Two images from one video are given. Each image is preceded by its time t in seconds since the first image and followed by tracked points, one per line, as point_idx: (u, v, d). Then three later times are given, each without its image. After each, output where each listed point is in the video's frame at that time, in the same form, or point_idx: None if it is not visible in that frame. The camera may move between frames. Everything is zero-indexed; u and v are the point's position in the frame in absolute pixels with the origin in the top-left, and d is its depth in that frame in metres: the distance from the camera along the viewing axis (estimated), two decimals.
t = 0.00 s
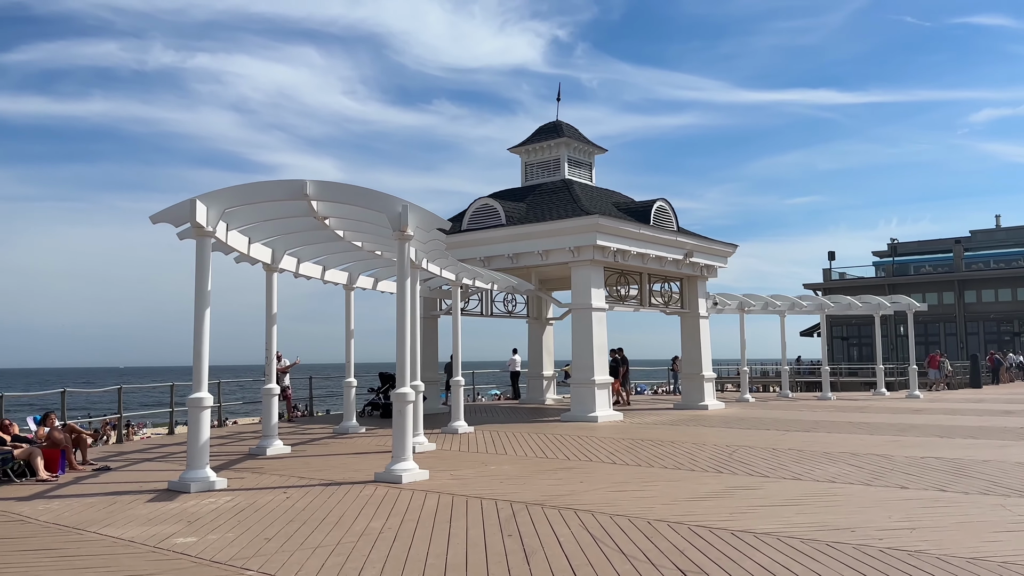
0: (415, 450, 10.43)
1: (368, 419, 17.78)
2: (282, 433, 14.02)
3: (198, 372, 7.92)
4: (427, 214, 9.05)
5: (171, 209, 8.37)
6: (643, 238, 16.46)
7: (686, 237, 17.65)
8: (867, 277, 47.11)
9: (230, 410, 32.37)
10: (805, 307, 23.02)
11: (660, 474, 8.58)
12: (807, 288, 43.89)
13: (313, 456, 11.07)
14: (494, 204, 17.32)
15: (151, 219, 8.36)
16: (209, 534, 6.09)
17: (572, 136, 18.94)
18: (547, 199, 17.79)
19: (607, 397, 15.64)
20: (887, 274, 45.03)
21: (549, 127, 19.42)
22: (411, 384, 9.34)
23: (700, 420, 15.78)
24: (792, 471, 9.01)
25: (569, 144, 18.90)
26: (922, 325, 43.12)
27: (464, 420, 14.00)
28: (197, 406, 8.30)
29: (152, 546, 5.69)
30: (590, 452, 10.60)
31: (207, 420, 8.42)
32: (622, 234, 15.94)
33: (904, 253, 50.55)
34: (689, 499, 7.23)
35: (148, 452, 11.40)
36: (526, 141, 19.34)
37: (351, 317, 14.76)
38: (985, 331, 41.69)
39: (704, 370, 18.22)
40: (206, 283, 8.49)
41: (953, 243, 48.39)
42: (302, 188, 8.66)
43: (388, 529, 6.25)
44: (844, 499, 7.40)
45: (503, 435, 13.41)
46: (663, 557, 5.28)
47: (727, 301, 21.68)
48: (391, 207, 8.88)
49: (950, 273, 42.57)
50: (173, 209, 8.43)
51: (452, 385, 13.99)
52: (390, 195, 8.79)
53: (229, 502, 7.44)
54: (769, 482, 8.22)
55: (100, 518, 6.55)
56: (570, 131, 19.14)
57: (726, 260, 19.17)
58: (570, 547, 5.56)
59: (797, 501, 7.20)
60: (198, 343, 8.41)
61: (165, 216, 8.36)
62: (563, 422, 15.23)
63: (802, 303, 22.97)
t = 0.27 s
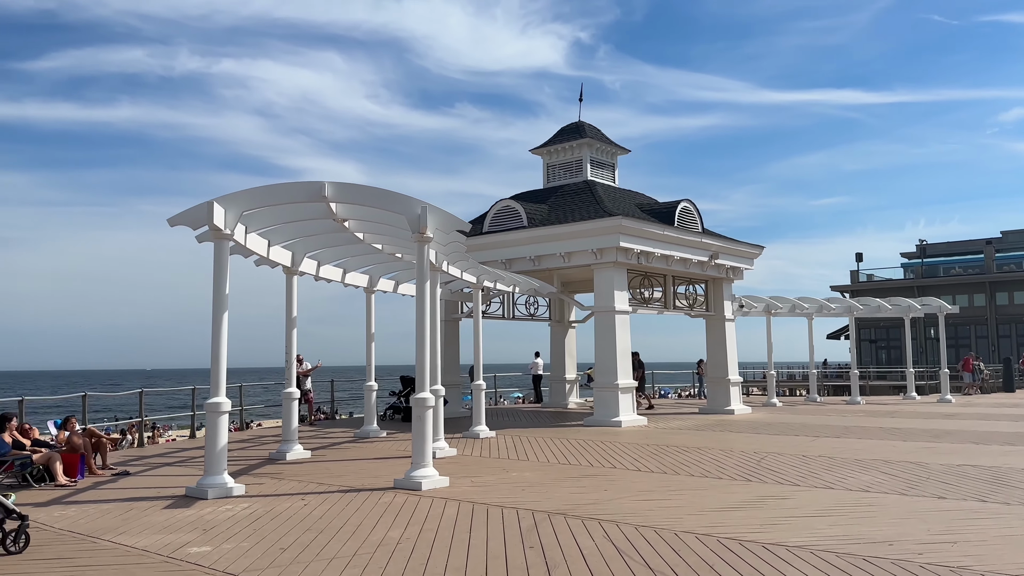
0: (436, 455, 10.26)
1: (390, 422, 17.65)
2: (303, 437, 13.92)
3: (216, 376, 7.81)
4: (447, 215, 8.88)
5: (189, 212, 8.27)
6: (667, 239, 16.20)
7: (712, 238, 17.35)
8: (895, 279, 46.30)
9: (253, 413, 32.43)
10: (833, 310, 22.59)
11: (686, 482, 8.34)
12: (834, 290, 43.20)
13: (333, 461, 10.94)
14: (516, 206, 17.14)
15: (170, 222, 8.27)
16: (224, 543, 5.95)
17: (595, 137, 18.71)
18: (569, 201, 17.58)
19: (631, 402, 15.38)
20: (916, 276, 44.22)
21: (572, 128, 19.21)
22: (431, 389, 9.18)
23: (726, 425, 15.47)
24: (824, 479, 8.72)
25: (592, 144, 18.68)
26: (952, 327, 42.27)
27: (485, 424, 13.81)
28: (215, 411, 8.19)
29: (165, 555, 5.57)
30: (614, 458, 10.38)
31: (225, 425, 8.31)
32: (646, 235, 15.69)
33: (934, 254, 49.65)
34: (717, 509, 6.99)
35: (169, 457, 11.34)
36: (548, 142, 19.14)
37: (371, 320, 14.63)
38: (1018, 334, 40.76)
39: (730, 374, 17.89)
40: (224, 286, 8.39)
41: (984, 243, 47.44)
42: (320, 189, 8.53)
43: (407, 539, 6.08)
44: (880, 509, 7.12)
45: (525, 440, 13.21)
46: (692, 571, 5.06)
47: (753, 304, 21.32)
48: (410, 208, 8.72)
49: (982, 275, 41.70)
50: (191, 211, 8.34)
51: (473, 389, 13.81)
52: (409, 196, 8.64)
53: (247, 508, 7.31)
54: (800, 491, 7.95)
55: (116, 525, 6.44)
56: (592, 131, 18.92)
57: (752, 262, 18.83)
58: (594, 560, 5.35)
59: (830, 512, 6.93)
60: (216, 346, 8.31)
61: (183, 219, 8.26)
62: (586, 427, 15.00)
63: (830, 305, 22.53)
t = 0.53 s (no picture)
0: (465, 460, 10.08)
1: (418, 426, 17.52)
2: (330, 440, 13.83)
3: (242, 379, 7.70)
4: (475, 214, 8.69)
5: (215, 213, 8.18)
6: (699, 239, 15.88)
7: (745, 239, 16.98)
8: (933, 280, 45.27)
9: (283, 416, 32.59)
10: (871, 312, 22.05)
11: (723, 489, 8.07)
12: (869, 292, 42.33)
13: (361, 465, 10.81)
14: (545, 207, 16.93)
15: (196, 223, 8.19)
16: (248, 550, 5.81)
17: (625, 137, 18.45)
18: (599, 201, 17.33)
19: (663, 406, 15.08)
20: (954, 277, 43.19)
21: (601, 128, 18.97)
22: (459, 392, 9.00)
23: (762, 429, 15.11)
24: (867, 486, 8.39)
25: (622, 144, 18.42)
26: (993, 329, 41.19)
27: (515, 428, 13.61)
28: (241, 414, 8.08)
29: (188, 562, 5.44)
30: (647, 464, 10.12)
31: (252, 429, 8.21)
32: (678, 235, 15.39)
33: (972, 255, 48.49)
34: (756, 518, 6.71)
35: (198, 460, 11.30)
36: (577, 142, 18.93)
37: (399, 323, 14.50)
38: None
39: (764, 377, 17.50)
40: (250, 287, 8.29)
41: None
42: (347, 189, 8.40)
43: (435, 547, 5.89)
44: (929, 519, 6.80)
45: (555, 445, 12.99)
46: None
47: (788, 305, 20.88)
48: (438, 208, 8.55)
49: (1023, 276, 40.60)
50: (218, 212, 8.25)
51: (502, 392, 13.62)
52: (437, 196, 8.47)
53: (273, 514, 7.19)
54: (843, 499, 7.64)
55: (141, 530, 6.34)
56: (622, 131, 18.66)
57: (787, 262, 18.42)
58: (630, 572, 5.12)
59: (876, 521, 6.63)
60: (242, 349, 8.22)
61: (210, 219, 8.17)
62: (617, 431, 14.73)
63: (868, 307, 21.99)
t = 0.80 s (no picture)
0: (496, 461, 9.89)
1: (448, 426, 17.38)
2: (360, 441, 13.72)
3: (271, 379, 7.58)
4: (506, 210, 8.47)
5: (243, 211, 8.06)
6: (734, 236, 15.53)
7: (781, 236, 16.60)
8: (971, 278, 44.21)
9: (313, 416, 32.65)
10: (910, 310, 21.49)
11: (764, 493, 7.78)
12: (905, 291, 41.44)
13: (391, 467, 10.67)
14: (575, 205, 16.68)
15: (224, 222, 8.08)
16: (277, 554, 5.67)
17: (657, 133, 18.13)
18: (630, 198, 17.04)
19: (698, 407, 14.76)
20: (994, 275, 42.13)
21: (632, 124, 18.67)
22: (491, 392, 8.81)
23: (799, 431, 14.73)
24: (915, 491, 8.05)
25: (653, 140, 18.11)
26: None
27: (546, 429, 13.39)
28: (271, 414, 7.96)
29: (216, 567, 5.30)
30: (683, 466, 9.85)
31: (281, 429, 8.08)
32: (712, 233, 15.06)
33: (1012, 252, 47.30)
34: (801, 524, 6.44)
35: (228, 460, 11.24)
36: (607, 139, 18.65)
37: (429, 322, 14.34)
38: None
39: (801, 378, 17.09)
40: (279, 287, 8.18)
41: None
42: (375, 185, 8.24)
43: (467, 552, 5.70)
44: (985, 526, 6.47)
45: (587, 446, 12.75)
46: None
47: (824, 304, 20.42)
48: (468, 204, 8.35)
49: None
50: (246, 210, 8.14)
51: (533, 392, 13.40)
52: (467, 191, 8.27)
53: (302, 517, 7.05)
54: (891, 504, 7.32)
55: (169, 533, 6.23)
56: (654, 127, 18.35)
57: (824, 260, 17.99)
58: None
59: (929, 528, 6.32)
60: (271, 349, 8.11)
61: (238, 218, 8.06)
62: (651, 432, 14.45)
63: (907, 305, 21.44)
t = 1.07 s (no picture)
0: (537, 465, 9.68)
1: (486, 428, 17.21)
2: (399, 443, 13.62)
3: (309, 383, 7.47)
4: (546, 209, 8.26)
5: (280, 212, 7.97)
6: (778, 235, 15.13)
7: (828, 233, 16.13)
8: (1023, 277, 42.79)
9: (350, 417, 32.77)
10: (961, 310, 20.79)
11: (817, 502, 7.46)
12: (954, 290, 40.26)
13: (430, 470, 10.52)
14: (614, 203, 16.40)
15: (262, 223, 8.00)
16: (315, 563, 5.54)
17: (697, 129, 17.76)
18: (671, 196, 16.71)
19: (742, 410, 14.39)
20: None
21: (673, 121, 18.33)
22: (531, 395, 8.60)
23: (849, 435, 14.27)
24: (979, 500, 7.66)
25: (694, 137, 17.75)
26: None
27: (587, 432, 13.14)
28: (309, 418, 7.84)
29: None
30: (730, 472, 9.53)
31: (319, 432, 7.97)
32: (756, 231, 14.67)
33: None
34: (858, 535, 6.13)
35: (267, 463, 11.19)
36: (647, 137, 18.33)
37: (467, 324, 14.17)
38: None
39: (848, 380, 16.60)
40: (317, 289, 8.08)
41: None
42: (413, 185, 8.10)
43: (509, 563, 5.50)
44: None
45: (629, 449, 12.48)
46: None
47: (872, 304, 19.85)
48: (507, 203, 8.16)
49: None
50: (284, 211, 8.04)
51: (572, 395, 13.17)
52: (506, 190, 8.08)
53: (341, 522, 6.92)
54: (955, 514, 6.96)
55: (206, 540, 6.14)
56: (694, 123, 17.99)
57: (872, 258, 17.46)
58: None
59: (998, 541, 5.96)
60: (310, 352, 8.01)
61: (276, 219, 7.98)
62: (694, 436, 14.12)
63: (959, 305, 20.73)
